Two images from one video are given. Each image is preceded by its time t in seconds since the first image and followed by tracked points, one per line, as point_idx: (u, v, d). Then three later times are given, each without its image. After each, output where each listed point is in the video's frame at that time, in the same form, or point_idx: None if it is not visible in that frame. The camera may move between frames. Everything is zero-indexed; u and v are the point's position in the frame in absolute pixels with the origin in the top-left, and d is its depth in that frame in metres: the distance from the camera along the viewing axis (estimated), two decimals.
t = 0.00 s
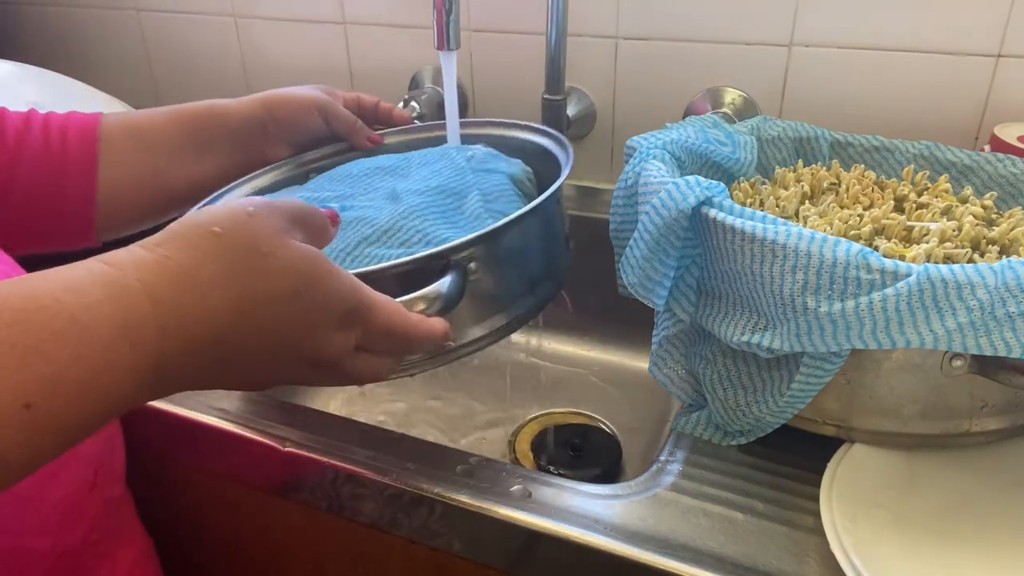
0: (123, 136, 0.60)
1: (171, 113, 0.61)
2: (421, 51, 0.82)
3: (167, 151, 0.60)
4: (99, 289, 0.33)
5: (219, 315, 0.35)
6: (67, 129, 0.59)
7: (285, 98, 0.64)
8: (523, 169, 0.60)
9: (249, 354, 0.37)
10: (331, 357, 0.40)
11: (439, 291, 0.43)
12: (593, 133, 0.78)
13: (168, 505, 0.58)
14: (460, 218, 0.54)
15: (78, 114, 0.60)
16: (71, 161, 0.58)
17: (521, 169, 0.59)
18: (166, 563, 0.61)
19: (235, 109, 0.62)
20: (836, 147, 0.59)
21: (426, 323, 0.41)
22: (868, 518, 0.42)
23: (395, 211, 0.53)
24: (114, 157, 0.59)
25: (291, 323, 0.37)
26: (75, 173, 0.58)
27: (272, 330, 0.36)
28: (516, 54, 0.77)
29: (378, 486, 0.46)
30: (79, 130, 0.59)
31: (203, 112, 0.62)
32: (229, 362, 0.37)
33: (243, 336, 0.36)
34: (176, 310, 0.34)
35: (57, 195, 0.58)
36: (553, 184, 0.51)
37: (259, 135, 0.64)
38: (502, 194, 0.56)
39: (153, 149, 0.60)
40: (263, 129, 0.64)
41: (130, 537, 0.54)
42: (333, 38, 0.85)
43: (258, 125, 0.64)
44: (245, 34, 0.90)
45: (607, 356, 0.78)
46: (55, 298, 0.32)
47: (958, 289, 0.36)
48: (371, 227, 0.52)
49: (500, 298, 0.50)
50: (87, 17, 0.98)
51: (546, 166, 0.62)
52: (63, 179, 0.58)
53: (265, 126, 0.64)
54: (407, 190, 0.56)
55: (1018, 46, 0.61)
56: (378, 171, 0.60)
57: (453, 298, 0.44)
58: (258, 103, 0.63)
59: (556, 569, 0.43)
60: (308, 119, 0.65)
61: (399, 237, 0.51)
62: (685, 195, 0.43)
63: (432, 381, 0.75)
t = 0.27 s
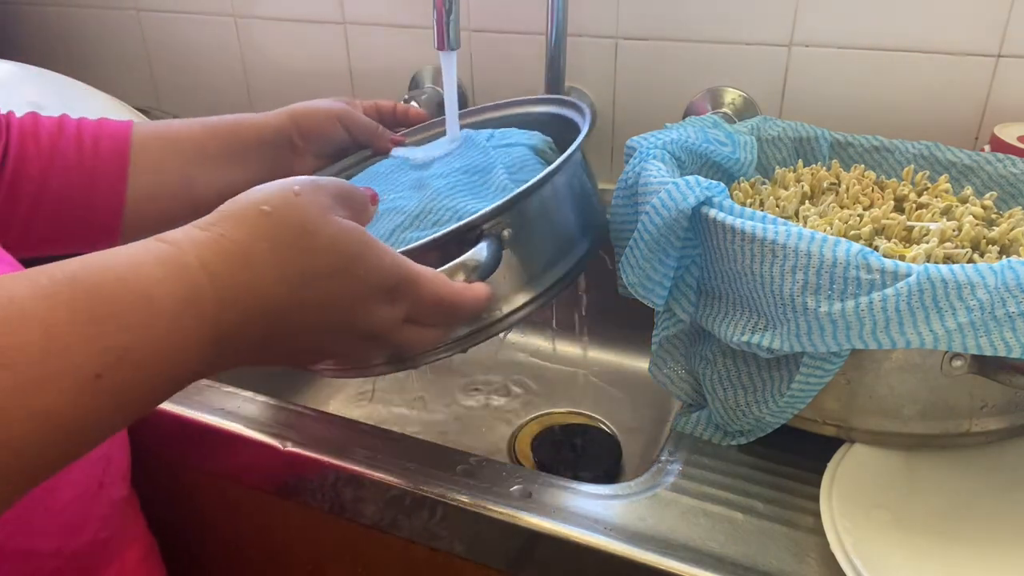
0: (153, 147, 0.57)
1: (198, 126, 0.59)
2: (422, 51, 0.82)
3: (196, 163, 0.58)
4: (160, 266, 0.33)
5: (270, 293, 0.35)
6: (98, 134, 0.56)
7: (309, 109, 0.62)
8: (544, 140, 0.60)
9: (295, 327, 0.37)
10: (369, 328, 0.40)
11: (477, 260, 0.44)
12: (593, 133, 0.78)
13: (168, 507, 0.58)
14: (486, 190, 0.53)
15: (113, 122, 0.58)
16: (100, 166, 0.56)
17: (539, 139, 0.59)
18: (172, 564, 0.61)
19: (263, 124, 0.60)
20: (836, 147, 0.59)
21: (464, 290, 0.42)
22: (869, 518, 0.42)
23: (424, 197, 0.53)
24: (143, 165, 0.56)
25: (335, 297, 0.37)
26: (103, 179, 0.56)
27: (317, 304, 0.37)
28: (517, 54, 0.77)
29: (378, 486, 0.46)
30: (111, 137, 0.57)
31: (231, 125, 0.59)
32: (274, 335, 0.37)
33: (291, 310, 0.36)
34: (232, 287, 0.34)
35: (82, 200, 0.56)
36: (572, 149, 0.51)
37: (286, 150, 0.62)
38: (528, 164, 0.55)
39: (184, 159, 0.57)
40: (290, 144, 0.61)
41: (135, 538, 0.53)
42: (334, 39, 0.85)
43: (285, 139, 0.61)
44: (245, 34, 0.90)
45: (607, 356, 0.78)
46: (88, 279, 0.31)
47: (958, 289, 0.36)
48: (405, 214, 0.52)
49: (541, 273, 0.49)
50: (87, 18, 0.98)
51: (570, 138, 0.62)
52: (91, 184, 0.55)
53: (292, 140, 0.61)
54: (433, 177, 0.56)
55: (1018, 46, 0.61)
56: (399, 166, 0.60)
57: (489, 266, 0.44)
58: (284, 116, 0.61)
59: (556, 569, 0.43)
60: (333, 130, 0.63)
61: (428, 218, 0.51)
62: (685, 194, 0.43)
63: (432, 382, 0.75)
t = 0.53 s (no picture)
0: (164, 151, 0.56)
1: (205, 133, 0.58)
2: (421, 51, 0.82)
3: (207, 167, 0.57)
4: (269, 260, 0.33)
5: (361, 291, 0.36)
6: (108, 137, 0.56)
7: (310, 119, 0.63)
8: (540, 127, 0.61)
9: (373, 326, 0.38)
10: (437, 328, 0.41)
11: (517, 256, 0.46)
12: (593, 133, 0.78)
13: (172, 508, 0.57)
14: (504, 186, 0.55)
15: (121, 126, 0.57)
16: (112, 169, 0.55)
17: (536, 127, 0.61)
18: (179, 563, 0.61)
19: (269, 133, 0.60)
20: (836, 147, 0.59)
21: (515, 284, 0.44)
22: (869, 518, 0.42)
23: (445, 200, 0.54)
24: (154, 169, 0.56)
25: (415, 296, 0.38)
26: (114, 182, 0.55)
27: (398, 305, 0.38)
28: (517, 54, 0.77)
29: (379, 486, 0.46)
30: (122, 140, 0.56)
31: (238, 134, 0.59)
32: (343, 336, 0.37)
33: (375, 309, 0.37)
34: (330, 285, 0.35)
35: (93, 203, 0.55)
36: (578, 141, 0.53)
37: (288, 158, 0.62)
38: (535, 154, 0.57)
39: (196, 166, 0.57)
40: (292, 151, 0.62)
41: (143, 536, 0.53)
42: (334, 38, 0.85)
43: (288, 147, 0.62)
44: (246, 34, 0.90)
45: (607, 356, 0.78)
46: (184, 265, 0.31)
47: (957, 289, 0.36)
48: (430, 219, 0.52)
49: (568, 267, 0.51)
50: (87, 18, 0.98)
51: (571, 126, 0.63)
52: (102, 188, 0.55)
53: (296, 148, 0.62)
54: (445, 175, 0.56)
55: (1018, 46, 0.61)
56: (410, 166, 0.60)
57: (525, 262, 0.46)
58: (286, 125, 0.61)
59: (556, 569, 0.43)
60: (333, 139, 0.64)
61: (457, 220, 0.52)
62: (685, 194, 0.43)
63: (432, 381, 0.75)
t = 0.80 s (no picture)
0: (160, 138, 0.56)
1: (198, 119, 0.59)
2: (421, 51, 0.82)
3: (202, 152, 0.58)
4: (341, 246, 0.35)
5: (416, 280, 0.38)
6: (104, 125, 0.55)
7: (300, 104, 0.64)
8: (528, 110, 0.61)
9: (423, 312, 0.40)
10: (474, 314, 0.43)
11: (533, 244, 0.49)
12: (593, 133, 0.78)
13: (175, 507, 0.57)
14: (506, 171, 0.56)
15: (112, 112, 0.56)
16: (110, 156, 0.54)
17: (525, 110, 0.61)
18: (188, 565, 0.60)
19: (260, 118, 0.61)
20: (837, 147, 0.59)
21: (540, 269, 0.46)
22: (869, 518, 0.42)
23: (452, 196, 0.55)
24: (154, 156, 0.55)
25: (459, 285, 0.40)
26: (115, 170, 0.54)
27: (442, 293, 0.40)
28: (517, 54, 0.77)
29: (379, 487, 0.46)
30: (117, 127, 0.55)
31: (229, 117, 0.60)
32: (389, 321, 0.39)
33: (425, 296, 0.39)
34: (393, 273, 0.36)
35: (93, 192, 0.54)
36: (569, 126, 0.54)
37: (279, 142, 0.63)
38: (530, 139, 0.58)
39: (192, 151, 0.57)
40: (282, 135, 0.63)
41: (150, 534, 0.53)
42: (334, 38, 0.85)
43: (279, 131, 0.63)
44: (245, 34, 0.90)
45: (607, 356, 0.78)
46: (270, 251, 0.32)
47: (957, 289, 0.36)
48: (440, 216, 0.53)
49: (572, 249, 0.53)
50: (87, 17, 0.98)
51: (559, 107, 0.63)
52: (101, 176, 0.54)
53: (286, 132, 0.63)
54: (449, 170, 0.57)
55: (1018, 46, 0.61)
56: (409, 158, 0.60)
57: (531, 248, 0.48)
58: (277, 109, 0.62)
59: (556, 569, 0.43)
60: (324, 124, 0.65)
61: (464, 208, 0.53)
62: (686, 194, 0.43)
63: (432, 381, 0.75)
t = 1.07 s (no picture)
0: (139, 120, 0.56)
1: (174, 100, 0.59)
2: (421, 51, 0.82)
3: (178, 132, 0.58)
4: (349, 232, 0.37)
5: (417, 263, 0.40)
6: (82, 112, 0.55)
7: (278, 85, 0.64)
8: (502, 98, 0.61)
9: (422, 295, 0.42)
10: (470, 298, 0.46)
11: (516, 231, 0.49)
12: (593, 133, 0.78)
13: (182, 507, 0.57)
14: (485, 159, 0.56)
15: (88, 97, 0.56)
16: (93, 141, 0.54)
17: (500, 98, 0.61)
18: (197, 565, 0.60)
19: (235, 97, 0.62)
20: (837, 147, 0.59)
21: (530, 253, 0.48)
22: (869, 518, 0.42)
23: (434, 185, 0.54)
24: (134, 139, 0.56)
25: (457, 269, 0.43)
26: (96, 155, 0.54)
27: (441, 276, 0.42)
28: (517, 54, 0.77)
29: (379, 487, 0.46)
30: (96, 112, 0.55)
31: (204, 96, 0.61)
32: (392, 304, 0.41)
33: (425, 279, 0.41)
34: (395, 256, 0.38)
35: (76, 178, 0.54)
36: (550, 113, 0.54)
37: (255, 122, 0.64)
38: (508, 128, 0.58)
39: (170, 132, 0.57)
40: (258, 114, 0.64)
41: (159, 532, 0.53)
42: (334, 38, 0.85)
43: (255, 110, 0.63)
44: (245, 34, 0.90)
45: (607, 356, 0.78)
46: (286, 236, 0.35)
47: (957, 289, 0.36)
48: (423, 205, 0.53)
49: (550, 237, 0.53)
50: (87, 17, 0.98)
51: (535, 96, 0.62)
52: (82, 162, 0.54)
53: (262, 111, 0.64)
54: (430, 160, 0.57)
55: (1018, 46, 0.61)
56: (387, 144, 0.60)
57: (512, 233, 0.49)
58: (253, 89, 0.63)
59: (556, 569, 0.43)
60: (300, 106, 0.65)
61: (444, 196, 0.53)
62: (686, 194, 0.43)
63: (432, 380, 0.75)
